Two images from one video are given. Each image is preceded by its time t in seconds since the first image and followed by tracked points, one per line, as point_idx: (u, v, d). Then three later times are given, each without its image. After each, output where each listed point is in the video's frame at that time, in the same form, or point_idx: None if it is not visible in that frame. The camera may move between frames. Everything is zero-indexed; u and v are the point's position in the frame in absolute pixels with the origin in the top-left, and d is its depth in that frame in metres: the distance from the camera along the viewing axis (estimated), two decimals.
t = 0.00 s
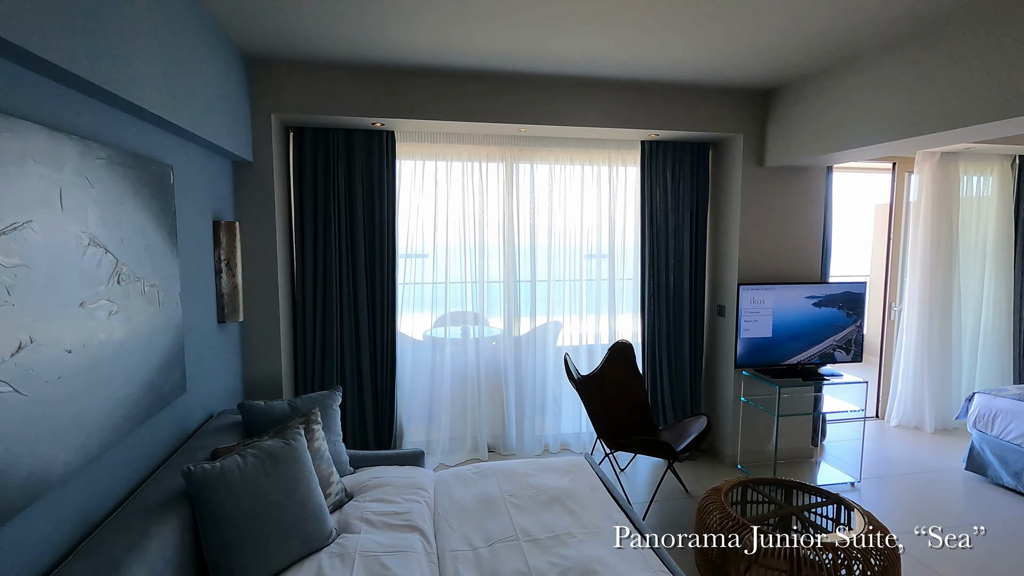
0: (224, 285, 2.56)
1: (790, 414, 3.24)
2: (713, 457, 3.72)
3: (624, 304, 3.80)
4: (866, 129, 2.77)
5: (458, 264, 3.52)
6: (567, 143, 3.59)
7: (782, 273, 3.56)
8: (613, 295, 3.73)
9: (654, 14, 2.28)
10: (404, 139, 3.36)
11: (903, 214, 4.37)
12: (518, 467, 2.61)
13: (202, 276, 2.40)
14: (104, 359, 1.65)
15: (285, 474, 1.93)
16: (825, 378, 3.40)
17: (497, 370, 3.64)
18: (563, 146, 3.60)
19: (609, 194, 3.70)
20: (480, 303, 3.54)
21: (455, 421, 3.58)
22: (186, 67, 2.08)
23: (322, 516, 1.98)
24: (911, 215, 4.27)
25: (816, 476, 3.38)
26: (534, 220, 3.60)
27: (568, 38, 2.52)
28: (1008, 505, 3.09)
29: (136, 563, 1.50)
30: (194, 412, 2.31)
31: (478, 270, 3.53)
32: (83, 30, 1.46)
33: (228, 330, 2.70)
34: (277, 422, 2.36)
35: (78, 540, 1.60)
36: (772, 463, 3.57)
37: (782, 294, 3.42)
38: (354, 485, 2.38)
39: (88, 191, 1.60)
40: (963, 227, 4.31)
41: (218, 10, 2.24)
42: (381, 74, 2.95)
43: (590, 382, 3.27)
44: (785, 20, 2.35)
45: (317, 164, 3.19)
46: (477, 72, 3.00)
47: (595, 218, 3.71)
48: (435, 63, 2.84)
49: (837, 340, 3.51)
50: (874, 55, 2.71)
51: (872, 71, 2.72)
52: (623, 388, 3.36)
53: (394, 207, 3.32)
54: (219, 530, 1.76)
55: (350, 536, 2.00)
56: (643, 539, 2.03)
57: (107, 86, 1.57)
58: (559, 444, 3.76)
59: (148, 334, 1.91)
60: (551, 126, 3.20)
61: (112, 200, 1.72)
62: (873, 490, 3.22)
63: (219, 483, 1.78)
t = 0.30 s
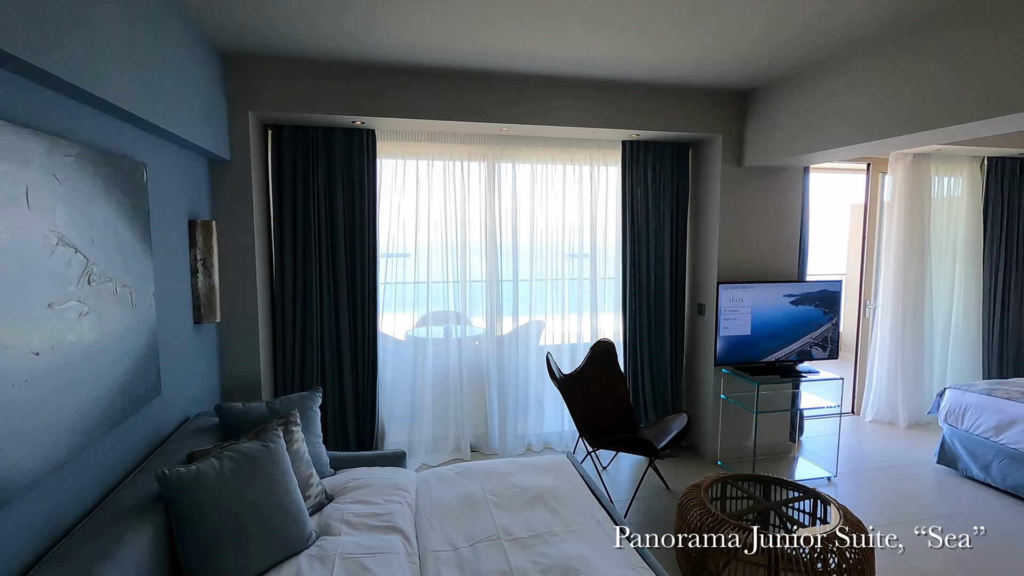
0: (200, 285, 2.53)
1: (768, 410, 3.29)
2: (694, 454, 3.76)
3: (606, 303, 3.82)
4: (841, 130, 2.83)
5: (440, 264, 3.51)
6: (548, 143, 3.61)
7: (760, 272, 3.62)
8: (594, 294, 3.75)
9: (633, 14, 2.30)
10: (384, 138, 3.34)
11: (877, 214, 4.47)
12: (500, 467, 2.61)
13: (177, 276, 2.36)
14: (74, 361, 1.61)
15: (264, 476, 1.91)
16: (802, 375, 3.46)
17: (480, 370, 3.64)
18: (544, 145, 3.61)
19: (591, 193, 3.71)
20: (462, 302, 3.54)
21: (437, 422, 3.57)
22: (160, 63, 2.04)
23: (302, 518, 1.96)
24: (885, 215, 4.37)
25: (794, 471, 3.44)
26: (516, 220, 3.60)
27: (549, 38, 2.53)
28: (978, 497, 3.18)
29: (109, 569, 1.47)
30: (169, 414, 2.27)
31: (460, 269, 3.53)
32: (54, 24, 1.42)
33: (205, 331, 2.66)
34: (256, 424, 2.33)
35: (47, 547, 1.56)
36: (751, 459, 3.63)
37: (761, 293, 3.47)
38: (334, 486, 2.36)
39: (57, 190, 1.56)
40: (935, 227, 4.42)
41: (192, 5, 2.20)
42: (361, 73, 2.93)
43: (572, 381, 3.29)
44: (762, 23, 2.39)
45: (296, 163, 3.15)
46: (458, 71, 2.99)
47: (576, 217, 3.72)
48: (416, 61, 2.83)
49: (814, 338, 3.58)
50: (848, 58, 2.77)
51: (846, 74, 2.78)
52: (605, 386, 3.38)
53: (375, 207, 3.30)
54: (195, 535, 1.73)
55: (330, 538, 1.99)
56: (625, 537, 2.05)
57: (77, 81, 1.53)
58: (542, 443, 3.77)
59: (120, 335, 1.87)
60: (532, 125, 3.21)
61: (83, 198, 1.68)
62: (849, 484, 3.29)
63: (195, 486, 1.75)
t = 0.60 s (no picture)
0: (176, 285, 2.48)
1: (748, 408, 3.34)
2: (676, 451, 3.80)
3: (588, 302, 3.84)
4: (817, 132, 2.88)
5: (422, 263, 3.49)
6: (530, 142, 3.61)
7: (739, 271, 3.67)
8: (577, 294, 3.77)
9: (613, 15, 2.31)
10: (365, 136, 3.31)
11: (853, 213, 4.55)
12: (483, 466, 2.61)
13: (152, 276, 2.32)
14: (44, 363, 1.57)
15: (242, 479, 1.88)
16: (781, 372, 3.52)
17: (462, 370, 3.63)
18: (526, 145, 3.62)
19: (573, 193, 3.73)
20: (444, 302, 3.52)
21: (420, 422, 3.56)
22: (134, 59, 2.00)
23: (282, 521, 1.94)
24: (860, 215, 4.46)
25: (773, 467, 3.50)
26: (498, 220, 3.60)
27: (531, 37, 2.54)
28: (949, 489, 3.26)
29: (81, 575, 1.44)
30: (144, 417, 2.23)
31: (442, 269, 3.52)
32: (21, 17, 1.39)
33: (181, 332, 2.61)
34: (234, 426, 2.30)
35: (16, 554, 1.52)
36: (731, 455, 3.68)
37: (740, 291, 3.52)
38: (314, 489, 2.33)
39: (24, 188, 1.51)
40: (908, 226, 4.52)
41: None
42: (341, 71, 2.91)
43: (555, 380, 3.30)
44: (739, 25, 2.42)
45: (275, 161, 3.11)
46: (439, 70, 2.98)
47: (558, 216, 3.73)
48: (397, 59, 2.81)
49: (792, 336, 3.64)
50: (823, 61, 2.82)
51: (822, 77, 2.84)
52: (588, 385, 3.40)
53: (355, 206, 3.27)
54: (172, 539, 1.70)
55: (310, 541, 1.97)
56: (606, 534, 2.06)
57: (46, 77, 1.49)
58: (525, 442, 3.78)
59: (93, 336, 1.83)
60: (513, 125, 3.21)
61: (53, 196, 1.64)
62: (826, 479, 3.35)
63: (170, 490, 1.72)
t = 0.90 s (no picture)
0: (152, 286, 2.44)
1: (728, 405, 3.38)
2: (658, 449, 3.84)
3: (571, 302, 3.85)
4: (795, 133, 2.93)
5: (404, 263, 3.48)
6: (513, 142, 3.62)
7: (720, 270, 3.71)
8: (560, 293, 3.78)
9: (595, 16, 2.33)
10: (346, 135, 3.28)
11: (830, 213, 4.64)
12: (467, 466, 2.60)
13: (127, 276, 2.27)
14: (13, 366, 1.53)
15: (220, 483, 1.85)
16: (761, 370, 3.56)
17: (446, 370, 3.62)
18: (509, 145, 3.62)
19: (556, 193, 3.74)
20: (427, 302, 3.51)
21: (403, 422, 3.54)
22: (107, 55, 1.96)
23: (262, 525, 1.91)
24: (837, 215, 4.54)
25: (753, 464, 3.55)
26: (481, 220, 3.60)
27: (513, 37, 2.54)
28: (923, 483, 3.34)
29: None
30: (119, 421, 2.19)
31: (425, 269, 3.50)
32: None
33: (158, 334, 2.57)
34: (212, 429, 2.26)
35: None
36: (713, 452, 3.72)
37: (721, 290, 3.57)
38: (295, 491, 2.31)
39: None
40: (884, 226, 4.62)
41: None
42: (321, 69, 2.88)
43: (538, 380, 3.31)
44: (718, 28, 2.46)
45: (254, 160, 3.07)
46: (421, 69, 2.97)
47: (541, 216, 3.74)
48: (378, 58, 2.80)
49: (771, 334, 3.69)
50: (800, 63, 2.87)
51: (799, 79, 2.88)
52: (571, 384, 3.42)
53: (337, 205, 3.24)
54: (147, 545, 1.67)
55: (290, 544, 1.94)
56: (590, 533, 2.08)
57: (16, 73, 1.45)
58: (508, 441, 3.78)
59: (64, 338, 1.79)
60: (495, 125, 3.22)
61: (20, 196, 1.59)
62: (805, 475, 3.41)
63: (145, 495, 1.69)
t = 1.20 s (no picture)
0: (127, 287, 2.40)
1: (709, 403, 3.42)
2: (641, 447, 3.87)
3: (554, 301, 3.87)
4: (773, 134, 2.97)
5: (387, 263, 3.46)
6: (497, 142, 3.62)
7: (702, 269, 3.75)
8: (544, 292, 3.79)
9: (577, 17, 2.34)
10: (327, 133, 3.26)
11: (809, 214, 4.71)
12: (450, 467, 2.60)
13: (102, 277, 2.23)
14: None
15: (198, 487, 1.83)
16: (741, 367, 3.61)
17: (430, 370, 3.61)
18: (492, 145, 3.62)
19: (539, 192, 3.74)
20: (410, 302, 3.50)
21: (386, 423, 3.52)
22: (81, 51, 1.92)
23: (242, 529, 1.89)
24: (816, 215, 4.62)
25: (734, 461, 3.59)
26: (465, 220, 3.59)
27: (495, 36, 2.55)
28: (899, 478, 3.42)
29: None
30: (94, 425, 2.14)
31: (408, 269, 3.49)
32: None
33: (134, 335, 2.52)
34: (190, 432, 2.23)
35: None
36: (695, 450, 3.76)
37: (702, 290, 3.61)
38: (276, 494, 2.28)
39: None
40: (861, 226, 4.71)
41: None
42: (302, 67, 2.85)
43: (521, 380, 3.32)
44: (698, 30, 2.49)
45: (233, 159, 3.03)
46: (403, 68, 2.96)
47: (524, 216, 3.75)
48: (360, 56, 2.78)
49: (751, 332, 3.74)
50: (778, 66, 2.91)
51: (778, 81, 2.93)
52: (555, 384, 3.43)
53: (318, 205, 3.22)
54: (123, 551, 1.64)
55: (271, 548, 1.92)
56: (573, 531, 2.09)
57: None
58: (492, 441, 3.78)
59: (36, 341, 1.75)
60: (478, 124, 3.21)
61: None
62: (785, 471, 3.46)
63: (121, 500, 1.65)
